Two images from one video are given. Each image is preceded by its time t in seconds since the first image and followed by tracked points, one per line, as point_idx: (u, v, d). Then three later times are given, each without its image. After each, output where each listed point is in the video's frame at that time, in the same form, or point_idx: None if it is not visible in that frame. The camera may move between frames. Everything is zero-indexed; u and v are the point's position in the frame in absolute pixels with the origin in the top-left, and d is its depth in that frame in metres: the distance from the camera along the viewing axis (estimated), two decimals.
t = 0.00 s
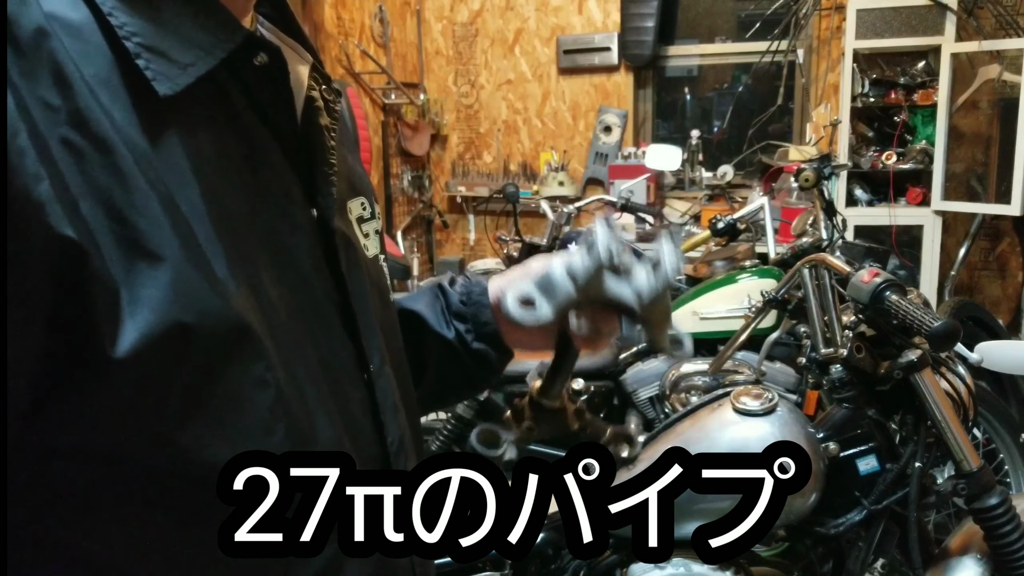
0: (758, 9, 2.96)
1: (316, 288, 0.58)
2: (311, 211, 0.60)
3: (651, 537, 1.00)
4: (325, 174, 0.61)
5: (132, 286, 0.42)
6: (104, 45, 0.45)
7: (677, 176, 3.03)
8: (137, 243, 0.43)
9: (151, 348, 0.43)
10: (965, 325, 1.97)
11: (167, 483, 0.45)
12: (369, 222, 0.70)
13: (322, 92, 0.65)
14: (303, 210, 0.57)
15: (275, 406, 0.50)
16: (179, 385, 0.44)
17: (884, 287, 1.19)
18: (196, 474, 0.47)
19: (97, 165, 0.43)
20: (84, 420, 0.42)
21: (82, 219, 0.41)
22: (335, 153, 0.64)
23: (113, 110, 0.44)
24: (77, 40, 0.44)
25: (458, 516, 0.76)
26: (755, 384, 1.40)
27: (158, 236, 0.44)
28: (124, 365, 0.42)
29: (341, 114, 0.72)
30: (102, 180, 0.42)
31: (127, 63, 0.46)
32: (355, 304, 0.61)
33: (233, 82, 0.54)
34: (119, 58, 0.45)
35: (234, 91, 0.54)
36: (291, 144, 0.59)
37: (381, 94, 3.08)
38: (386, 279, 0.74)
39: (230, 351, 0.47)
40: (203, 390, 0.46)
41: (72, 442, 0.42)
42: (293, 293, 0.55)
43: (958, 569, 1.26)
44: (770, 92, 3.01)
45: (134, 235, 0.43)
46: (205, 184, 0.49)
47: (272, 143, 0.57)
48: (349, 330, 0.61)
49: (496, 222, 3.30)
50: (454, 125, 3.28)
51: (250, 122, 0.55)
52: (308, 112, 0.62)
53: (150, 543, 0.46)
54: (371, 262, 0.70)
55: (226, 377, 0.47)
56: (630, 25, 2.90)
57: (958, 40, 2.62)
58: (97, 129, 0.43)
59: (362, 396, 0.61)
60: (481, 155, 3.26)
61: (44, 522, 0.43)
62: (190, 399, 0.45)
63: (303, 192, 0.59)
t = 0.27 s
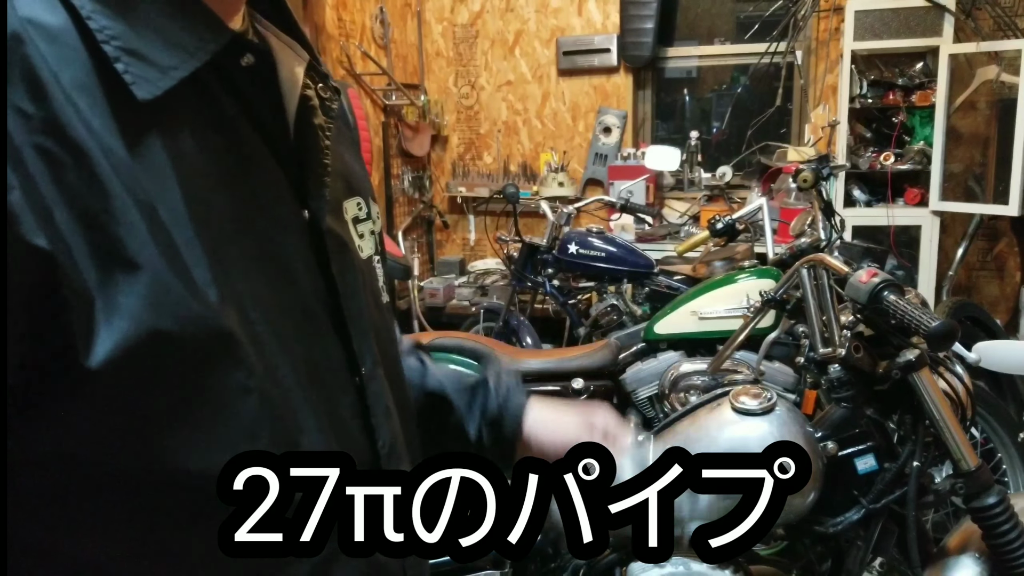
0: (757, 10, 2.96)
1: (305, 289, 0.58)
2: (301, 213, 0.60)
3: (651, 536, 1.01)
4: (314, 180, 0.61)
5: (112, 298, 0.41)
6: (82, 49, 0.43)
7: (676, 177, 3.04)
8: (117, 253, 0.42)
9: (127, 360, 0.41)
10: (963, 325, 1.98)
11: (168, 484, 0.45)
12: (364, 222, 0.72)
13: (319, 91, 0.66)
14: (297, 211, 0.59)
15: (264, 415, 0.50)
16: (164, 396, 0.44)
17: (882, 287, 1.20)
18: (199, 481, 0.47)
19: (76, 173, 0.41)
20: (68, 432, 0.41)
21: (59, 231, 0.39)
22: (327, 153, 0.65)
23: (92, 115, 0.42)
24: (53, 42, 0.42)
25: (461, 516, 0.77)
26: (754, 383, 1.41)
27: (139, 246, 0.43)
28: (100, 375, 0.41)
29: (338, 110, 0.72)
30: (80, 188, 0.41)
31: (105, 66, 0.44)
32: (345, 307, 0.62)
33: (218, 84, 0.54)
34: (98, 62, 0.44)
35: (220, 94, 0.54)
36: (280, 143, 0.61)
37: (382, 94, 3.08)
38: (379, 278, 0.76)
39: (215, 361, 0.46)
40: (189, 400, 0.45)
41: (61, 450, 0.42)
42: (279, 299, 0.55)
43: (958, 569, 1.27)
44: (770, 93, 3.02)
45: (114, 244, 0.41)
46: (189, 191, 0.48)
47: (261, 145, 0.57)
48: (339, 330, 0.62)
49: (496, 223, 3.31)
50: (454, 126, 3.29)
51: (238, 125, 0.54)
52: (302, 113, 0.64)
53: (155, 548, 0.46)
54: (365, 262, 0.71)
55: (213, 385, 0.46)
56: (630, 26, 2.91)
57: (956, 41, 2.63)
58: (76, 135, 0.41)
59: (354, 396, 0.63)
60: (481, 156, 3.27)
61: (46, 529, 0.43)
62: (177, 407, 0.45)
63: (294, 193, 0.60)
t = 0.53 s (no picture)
0: (757, 11, 2.97)
1: (290, 287, 0.62)
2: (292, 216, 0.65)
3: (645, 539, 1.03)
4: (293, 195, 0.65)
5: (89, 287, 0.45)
6: (68, 51, 0.47)
7: (676, 177, 3.04)
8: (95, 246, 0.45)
9: (93, 347, 0.44)
10: (962, 325, 1.98)
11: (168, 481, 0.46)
12: (370, 228, 0.75)
13: (322, 98, 0.71)
14: (284, 215, 0.63)
15: (232, 409, 0.53)
16: (127, 382, 0.47)
17: (881, 287, 1.20)
18: (194, 465, 0.51)
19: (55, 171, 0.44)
20: (52, 415, 0.44)
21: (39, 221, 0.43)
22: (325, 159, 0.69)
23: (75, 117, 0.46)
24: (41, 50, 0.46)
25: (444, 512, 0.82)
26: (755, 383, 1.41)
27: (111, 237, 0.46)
28: (60, 364, 0.43)
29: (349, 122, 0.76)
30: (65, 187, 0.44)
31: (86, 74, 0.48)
32: (324, 313, 0.65)
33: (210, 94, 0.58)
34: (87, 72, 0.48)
35: (212, 99, 0.58)
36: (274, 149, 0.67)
37: (382, 95, 3.08)
38: (383, 286, 0.77)
39: (182, 354, 0.49)
40: (152, 388, 0.48)
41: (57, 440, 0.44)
42: (254, 297, 0.58)
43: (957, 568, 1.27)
44: (770, 93, 3.02)
45: (86, 233, 0.45)
46: (167, 192, 0.52)
47: (250, 150, 0.62)
48: (325, 329, 0.65)
49: (496, 223, 3.31)
50: (454, 126, 3.29)
51: (225, 129, 0.58)
52: (303, 118, 0.69)
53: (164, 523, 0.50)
54: (367, 268, 0.73)
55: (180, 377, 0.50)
56: (630, 26, 2.91)
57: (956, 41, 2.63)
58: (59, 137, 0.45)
59: (340, 400, 0.66)
60: (481, 156, 3.27)
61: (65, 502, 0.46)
62: (141, 392, 0.48)
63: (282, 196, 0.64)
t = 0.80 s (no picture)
0: (757, 11, 2.97)
1: (297, 296, 0.61)
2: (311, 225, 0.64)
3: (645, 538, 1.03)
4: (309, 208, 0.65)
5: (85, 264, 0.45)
6: (110, 35, 0.48)
7: (676, 177, 3.04)
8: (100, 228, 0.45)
9: (97, 321, 0.44)
10: (962, 325, 1.98)
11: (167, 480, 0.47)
12: (391, 246, 0.74)
13: (351, 120, 0.71)
14: (299, 224, 0.62)
15: (227, 409, 0.53)
16: (118, 367, 0.46)
17: (881, 286, 1.20)
18: (195, 465, 0.52)
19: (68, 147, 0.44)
20: (51, 401, 0.45)
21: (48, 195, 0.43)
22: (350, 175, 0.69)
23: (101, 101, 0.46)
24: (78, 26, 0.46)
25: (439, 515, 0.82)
26: (754, 383, 1.41)
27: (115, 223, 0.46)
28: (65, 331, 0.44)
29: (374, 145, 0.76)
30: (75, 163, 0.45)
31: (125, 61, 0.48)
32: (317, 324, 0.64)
33: (238, 91, 0.58)
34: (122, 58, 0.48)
35: (240, 99, 0.58)
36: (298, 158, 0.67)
37: (382, 95, 3.08)
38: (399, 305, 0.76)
39: (176, 341, 0.49)
40: (143, 375, 0.48)
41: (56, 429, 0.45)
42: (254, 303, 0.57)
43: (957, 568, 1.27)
44: (770, 93, 3.02)
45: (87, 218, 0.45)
46: (183, 180, 0.52)
47: (275, 153, 0.61)
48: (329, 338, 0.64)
49: (496, 223, 3.31)
50: (454, 126, 3.29)
51: (250, 130, 0.58)
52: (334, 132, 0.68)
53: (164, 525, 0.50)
54: (383, 285, 0.72)
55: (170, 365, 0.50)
56: (630, 26, 2.92)
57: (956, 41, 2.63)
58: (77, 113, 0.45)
59: (337, 407, 0.66)
60: (481, 156, 3.27)
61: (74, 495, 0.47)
62: (135, 375, 0.47)
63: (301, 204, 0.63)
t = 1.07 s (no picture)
0: (757, 11, 2.97)
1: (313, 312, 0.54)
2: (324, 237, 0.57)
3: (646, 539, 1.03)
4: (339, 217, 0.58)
5: (126, 259, 0.41)
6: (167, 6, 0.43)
7: (676, 177, 3.04)
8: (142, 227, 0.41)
9: (152, 323, 0.41)
10: (962, 325, 1.98)
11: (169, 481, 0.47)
12: (389, 259, 0.66)
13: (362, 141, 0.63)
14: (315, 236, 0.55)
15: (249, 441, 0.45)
16: (146, 364, 0.42)
17: (881, 287, 1.20)
18: (195, 466, 0.45)
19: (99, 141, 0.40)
20: (49, 401, 0.42)
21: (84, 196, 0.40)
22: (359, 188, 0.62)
23: (138, 85, 0.41)
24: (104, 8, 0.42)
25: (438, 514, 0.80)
26: (754, 383, 1.41)
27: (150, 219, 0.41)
28: (121, 333, 0.41)
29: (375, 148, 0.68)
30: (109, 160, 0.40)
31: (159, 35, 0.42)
32: (353, 336, 0.58)
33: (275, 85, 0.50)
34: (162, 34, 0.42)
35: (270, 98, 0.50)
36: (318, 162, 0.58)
37: (382, 95, 3.08)
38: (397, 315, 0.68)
39: (216, 343, 0.43)
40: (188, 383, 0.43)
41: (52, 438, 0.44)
42: (292, 315, 0.51)
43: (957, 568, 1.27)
44: (770, 93, 3.02)
45: (122, 212, 0.41)
46: (226, 174, 0.45)
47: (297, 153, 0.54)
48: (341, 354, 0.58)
49: (496, 223, 3.31)
50: (454, 126, 3.29)
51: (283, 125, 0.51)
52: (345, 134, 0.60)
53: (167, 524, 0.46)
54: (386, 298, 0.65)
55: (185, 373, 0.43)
56: (630, 27, 2.92)
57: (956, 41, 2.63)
58: (109, 103, 0.41)
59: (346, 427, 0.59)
60: (481, 156, 3.27)
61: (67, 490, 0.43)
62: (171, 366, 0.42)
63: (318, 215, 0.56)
